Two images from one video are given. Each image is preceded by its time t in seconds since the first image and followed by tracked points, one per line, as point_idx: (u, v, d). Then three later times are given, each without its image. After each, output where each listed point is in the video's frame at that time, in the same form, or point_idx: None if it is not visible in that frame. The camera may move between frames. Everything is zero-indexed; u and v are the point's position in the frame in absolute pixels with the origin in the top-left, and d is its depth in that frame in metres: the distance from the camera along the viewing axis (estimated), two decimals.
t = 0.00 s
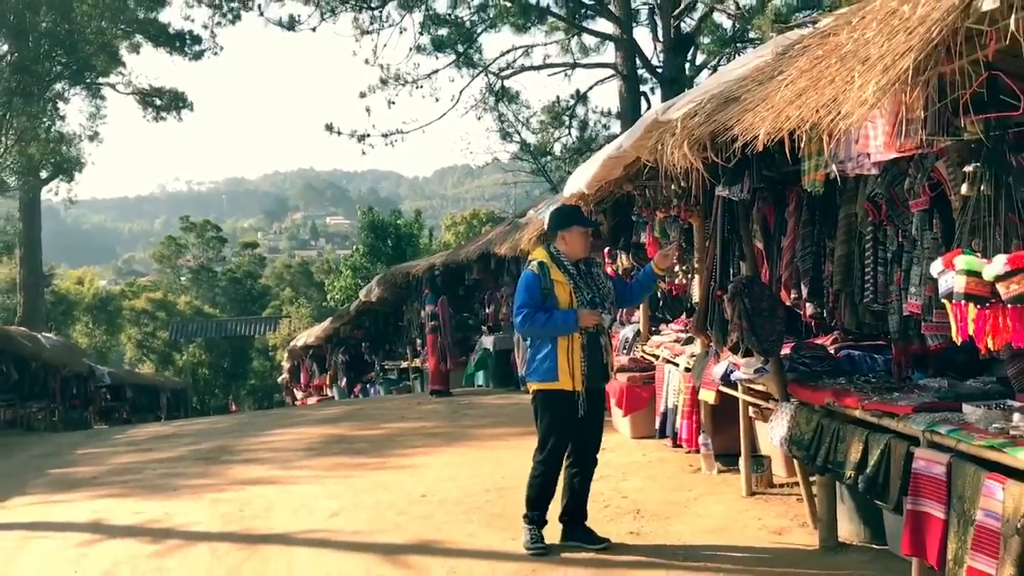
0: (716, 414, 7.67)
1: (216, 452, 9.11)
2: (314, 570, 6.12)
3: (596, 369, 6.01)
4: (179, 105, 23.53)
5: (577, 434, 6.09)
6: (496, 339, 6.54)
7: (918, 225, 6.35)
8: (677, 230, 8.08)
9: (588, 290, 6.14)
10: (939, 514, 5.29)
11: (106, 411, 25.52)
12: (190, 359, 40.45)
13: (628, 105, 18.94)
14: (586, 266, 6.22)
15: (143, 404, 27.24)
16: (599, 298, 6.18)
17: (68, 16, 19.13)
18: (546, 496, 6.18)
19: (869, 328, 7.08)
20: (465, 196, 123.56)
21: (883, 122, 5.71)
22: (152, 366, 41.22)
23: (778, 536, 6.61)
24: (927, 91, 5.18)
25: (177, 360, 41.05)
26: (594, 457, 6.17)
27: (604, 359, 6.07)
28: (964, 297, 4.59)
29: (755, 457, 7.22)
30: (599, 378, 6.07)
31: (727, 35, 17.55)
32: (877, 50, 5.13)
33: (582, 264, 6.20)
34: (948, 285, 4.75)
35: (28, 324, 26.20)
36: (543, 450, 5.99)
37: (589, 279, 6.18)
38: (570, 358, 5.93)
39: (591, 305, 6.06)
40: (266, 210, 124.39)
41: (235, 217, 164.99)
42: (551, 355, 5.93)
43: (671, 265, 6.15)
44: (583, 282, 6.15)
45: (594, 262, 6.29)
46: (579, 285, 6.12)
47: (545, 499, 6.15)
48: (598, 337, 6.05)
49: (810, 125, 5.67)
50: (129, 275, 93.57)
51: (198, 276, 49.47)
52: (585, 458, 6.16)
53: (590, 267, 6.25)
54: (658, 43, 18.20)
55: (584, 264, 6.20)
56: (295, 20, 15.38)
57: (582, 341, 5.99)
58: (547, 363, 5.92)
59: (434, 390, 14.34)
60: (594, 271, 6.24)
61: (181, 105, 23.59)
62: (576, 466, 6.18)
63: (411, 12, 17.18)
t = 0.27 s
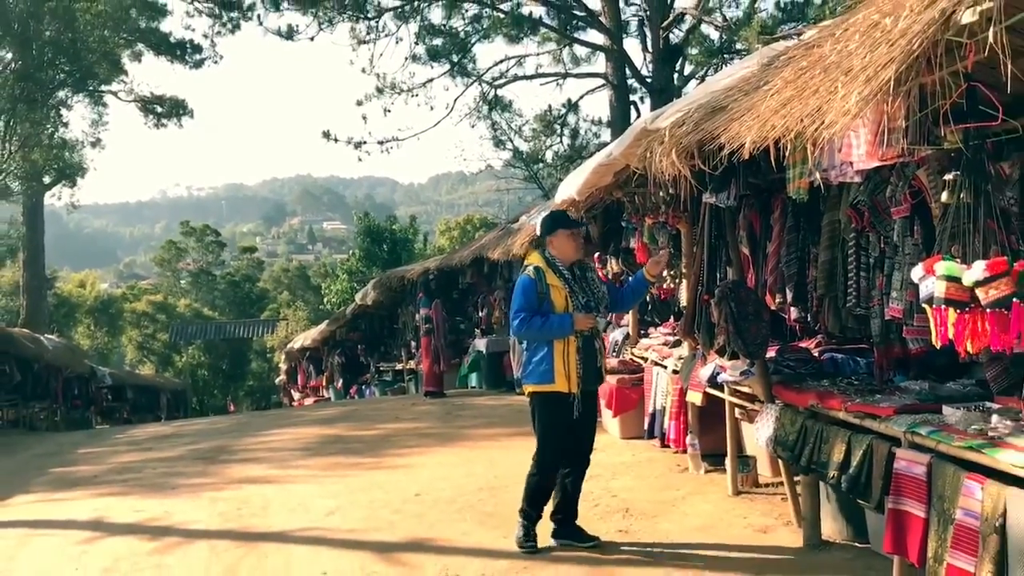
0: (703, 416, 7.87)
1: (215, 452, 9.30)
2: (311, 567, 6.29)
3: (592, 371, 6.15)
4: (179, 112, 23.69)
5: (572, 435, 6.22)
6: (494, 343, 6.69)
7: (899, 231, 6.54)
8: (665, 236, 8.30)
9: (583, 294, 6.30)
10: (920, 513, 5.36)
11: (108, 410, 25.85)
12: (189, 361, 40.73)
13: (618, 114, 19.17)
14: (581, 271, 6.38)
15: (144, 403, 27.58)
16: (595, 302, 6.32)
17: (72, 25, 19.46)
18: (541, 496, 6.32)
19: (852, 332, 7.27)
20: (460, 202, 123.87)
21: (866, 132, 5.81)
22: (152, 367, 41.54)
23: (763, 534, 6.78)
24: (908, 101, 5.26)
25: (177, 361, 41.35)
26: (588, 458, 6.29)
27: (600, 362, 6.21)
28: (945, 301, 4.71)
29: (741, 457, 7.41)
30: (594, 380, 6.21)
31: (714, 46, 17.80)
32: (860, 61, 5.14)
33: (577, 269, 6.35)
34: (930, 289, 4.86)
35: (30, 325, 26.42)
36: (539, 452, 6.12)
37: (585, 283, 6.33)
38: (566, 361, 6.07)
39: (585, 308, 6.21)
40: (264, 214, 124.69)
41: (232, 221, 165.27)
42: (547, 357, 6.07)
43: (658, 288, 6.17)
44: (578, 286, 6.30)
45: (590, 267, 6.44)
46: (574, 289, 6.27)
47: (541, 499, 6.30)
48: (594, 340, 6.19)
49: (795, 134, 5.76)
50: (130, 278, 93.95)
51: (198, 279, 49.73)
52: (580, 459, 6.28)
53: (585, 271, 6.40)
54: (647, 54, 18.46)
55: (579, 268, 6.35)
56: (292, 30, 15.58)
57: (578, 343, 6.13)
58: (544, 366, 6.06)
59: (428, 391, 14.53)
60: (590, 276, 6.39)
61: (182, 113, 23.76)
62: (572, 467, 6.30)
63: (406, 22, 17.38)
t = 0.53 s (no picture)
0: (697, 416, 8.01)
1: (217, 451, 9.44)
2: (312, 565, 6.40)
3: (590, 377, 6.05)
4: (184, 117, 23.86)
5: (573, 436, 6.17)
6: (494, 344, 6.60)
7: (889, 236, 6.68)
8: (660, 239, 8.49)
9: (584, 299, 6.17)
10: (910, 512, 5.41)
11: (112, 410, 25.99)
12: (192, 362, 40.95)
13: (613, 121, 19.32)
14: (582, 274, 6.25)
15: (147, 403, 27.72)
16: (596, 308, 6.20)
17: (79, 32, 20.15)
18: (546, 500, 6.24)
19: (843, 334, 7.40)
20: (460, 205, 124.10)
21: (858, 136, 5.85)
22: (155, 367, 41.75)
23: (756, 532, 6.92)
24: (897, 109, 5.27)
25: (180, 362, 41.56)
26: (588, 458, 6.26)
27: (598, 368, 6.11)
28: (934, 304, 4.61)
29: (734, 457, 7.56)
30: (592, 385, 6.12)
31: (708, 54, 17.94)
32: (851, 68, 5.19)
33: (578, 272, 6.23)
34: (920, 291, 4.81)
35: (37, 326, 26.65)
36: (544, 456, 6.03)
37: (586, 287, 6.22)
38: (564, 366, 5.95)
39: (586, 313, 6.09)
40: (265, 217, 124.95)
41: (233, 224, 165.52)
42: (546, 363, 5.95)
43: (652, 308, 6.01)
44: (578, 290, 6.17)
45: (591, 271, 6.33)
46: (574, 294, 6.14)
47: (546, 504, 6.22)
48: (593, 346, 6.09)
49: (787, 140, 5.80)
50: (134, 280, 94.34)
51: (201, 282, 49.95)
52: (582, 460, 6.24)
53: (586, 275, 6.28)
54: (643, 61, 18.62)
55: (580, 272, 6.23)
56: (295, 38, 15.73)
57: (576, 349, 6.02)
58: (542, 371, 5.94)
59: (427, 391, 14.67)
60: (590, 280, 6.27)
61: (186, 118, 23.92)
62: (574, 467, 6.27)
63: (406, 30, 17.54)
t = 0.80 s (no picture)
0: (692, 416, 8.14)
1: (219, 448, 9.57)
2: (313, 561, 6.50)
3: (577, 384, 5.89)
4: (188, 119, 23.96)
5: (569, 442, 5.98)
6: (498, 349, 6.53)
7: (882, 238, 6.78)
8: (656, 239, 8.66)
9: (572, 303, 6.03)
10: (901, 510, 5.49)
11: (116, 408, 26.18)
12: (196, 360, 41.17)
13: (610, 124, 19.47)
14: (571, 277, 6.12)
15: (150, 401, 27.89)
16: (583, 314, 6.06)
17: (84, 34, 20.38)
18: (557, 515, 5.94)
19: (836, 334, 7.53)
20: (459, 207, 124.33)
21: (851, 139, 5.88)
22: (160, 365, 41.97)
23: (752, 529, 7.02)
24: (892, 111, 5.14)
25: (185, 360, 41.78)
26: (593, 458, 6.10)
27: (587, 375, 5.95)
28: (925, 305, 4.61)
29: (729, 456, 7.68)
30: (582, 392, 5.95)
31: (704, 59, 18.06)
32: (845, 74, 5.17)
33: (567, 276, 6.08)
34: (911, 294, 4.77)
35: (42, 325, 26.72)
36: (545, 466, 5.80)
37: (574, 291, 6.08)
38: (549, 372, 5.81)
39: (573, 318, 5.94)
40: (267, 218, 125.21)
41: (234, 224, 165.60)
42: (531, 368, 5.85)
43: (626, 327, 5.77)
44: (565, 294, 6.04)
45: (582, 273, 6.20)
46: (562, 297, 6.01)
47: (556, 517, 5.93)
48: (580, 352, 5.93)
49: (781, 143, 5.86)
50: (136, 280, 94.50)
51: (206, 282, 50.20)
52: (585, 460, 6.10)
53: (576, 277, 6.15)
54: (640, 66, 18.78)
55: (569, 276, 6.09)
56: (298, 41, 15.82)
57: (562, 354, 5.87)
58: (527, 376, 5.83)
59: (426, 390, 14.79)
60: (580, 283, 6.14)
61: (190, 121, 24.02)
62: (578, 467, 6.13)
63: (407, 34, 17.65)
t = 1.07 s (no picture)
0: (679, 412, 8.42)
1: (220, 443, 9.87)
2: (311, 551, 6.76)
3: (549, 391, 5.70)
4: (191, 125, 24.23)
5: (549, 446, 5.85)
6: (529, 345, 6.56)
7: (861, 241, 7.05)
8: (644, 242, 8.98)
9: (552, 308, 5.84)
10: (878, 504, 5.49)
11: (120, 403, 26.59)
12: (198, 358, 41.59)
13: (601, 130, 19.77)
14: (558, 280, 5.93)
15: (153, 398, 28.29)
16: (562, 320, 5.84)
17: (91, 42, 20.85)
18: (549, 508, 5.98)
19: (816, 334, 7.82)
20: (455, 210, 124.71)
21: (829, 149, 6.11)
22: (162, 363, 42.38)
23: (734, 522, 7.29)
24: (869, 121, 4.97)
25: (186, 358, 42.15)
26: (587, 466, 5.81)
27: (564, 382, 5.71)
28: (900, 307, 4.59)
29: (714, 451, 7.96)
30: (560, 399, 5.71)
31: (691, 68, 18.29)
32: (825, 82, 5.03)
33: (552, 278, 5.91)
34: (887, 295, 4.78)
35: (49, 323, 27.07)
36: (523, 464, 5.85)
37: (557, 294, 5.90)
38: (519, 376, 5.75)
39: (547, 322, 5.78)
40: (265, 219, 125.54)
41: (231, 224, 165.94)
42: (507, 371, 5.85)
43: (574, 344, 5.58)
44: (547, 297, 5.88)
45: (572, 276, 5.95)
46: (540, 300, 5.88)
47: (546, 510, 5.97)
48: (555, 359, 5.70)
49: (763, 150, 5.89)
50: (138, 281, 95.06)
51: (207, 281, 50.56)
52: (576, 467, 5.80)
53: (564, 280, 5.93)
54: (629, 75, 19.08)
55: (555, 278, 5.92)
56: (298, 49, 16.13)
57: (534, 360, 5.73)
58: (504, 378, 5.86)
59: (421, 388, 15.11)
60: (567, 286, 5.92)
61: (193, 125, 24.31)
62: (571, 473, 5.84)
63: (404, 43, 17.95)
